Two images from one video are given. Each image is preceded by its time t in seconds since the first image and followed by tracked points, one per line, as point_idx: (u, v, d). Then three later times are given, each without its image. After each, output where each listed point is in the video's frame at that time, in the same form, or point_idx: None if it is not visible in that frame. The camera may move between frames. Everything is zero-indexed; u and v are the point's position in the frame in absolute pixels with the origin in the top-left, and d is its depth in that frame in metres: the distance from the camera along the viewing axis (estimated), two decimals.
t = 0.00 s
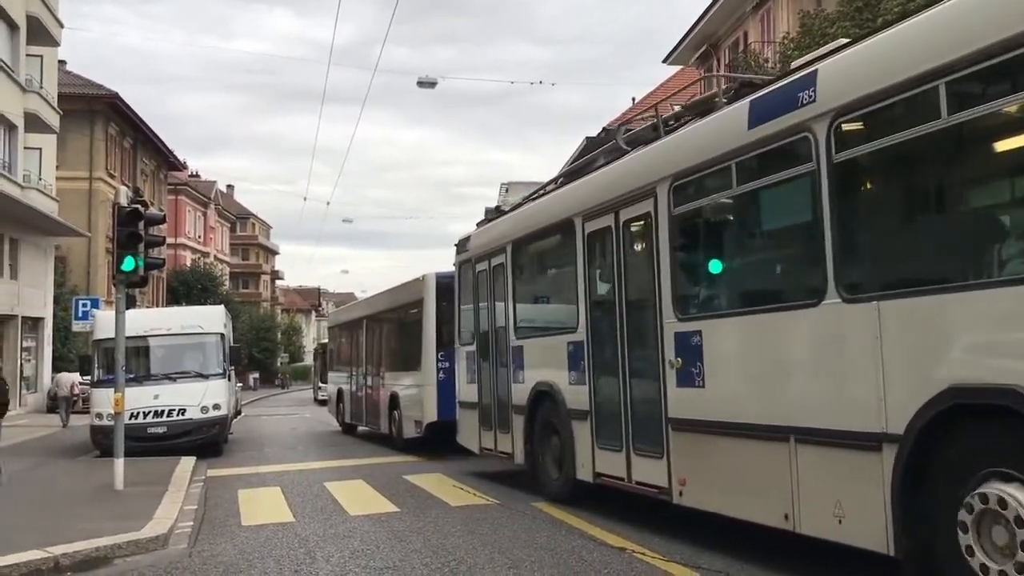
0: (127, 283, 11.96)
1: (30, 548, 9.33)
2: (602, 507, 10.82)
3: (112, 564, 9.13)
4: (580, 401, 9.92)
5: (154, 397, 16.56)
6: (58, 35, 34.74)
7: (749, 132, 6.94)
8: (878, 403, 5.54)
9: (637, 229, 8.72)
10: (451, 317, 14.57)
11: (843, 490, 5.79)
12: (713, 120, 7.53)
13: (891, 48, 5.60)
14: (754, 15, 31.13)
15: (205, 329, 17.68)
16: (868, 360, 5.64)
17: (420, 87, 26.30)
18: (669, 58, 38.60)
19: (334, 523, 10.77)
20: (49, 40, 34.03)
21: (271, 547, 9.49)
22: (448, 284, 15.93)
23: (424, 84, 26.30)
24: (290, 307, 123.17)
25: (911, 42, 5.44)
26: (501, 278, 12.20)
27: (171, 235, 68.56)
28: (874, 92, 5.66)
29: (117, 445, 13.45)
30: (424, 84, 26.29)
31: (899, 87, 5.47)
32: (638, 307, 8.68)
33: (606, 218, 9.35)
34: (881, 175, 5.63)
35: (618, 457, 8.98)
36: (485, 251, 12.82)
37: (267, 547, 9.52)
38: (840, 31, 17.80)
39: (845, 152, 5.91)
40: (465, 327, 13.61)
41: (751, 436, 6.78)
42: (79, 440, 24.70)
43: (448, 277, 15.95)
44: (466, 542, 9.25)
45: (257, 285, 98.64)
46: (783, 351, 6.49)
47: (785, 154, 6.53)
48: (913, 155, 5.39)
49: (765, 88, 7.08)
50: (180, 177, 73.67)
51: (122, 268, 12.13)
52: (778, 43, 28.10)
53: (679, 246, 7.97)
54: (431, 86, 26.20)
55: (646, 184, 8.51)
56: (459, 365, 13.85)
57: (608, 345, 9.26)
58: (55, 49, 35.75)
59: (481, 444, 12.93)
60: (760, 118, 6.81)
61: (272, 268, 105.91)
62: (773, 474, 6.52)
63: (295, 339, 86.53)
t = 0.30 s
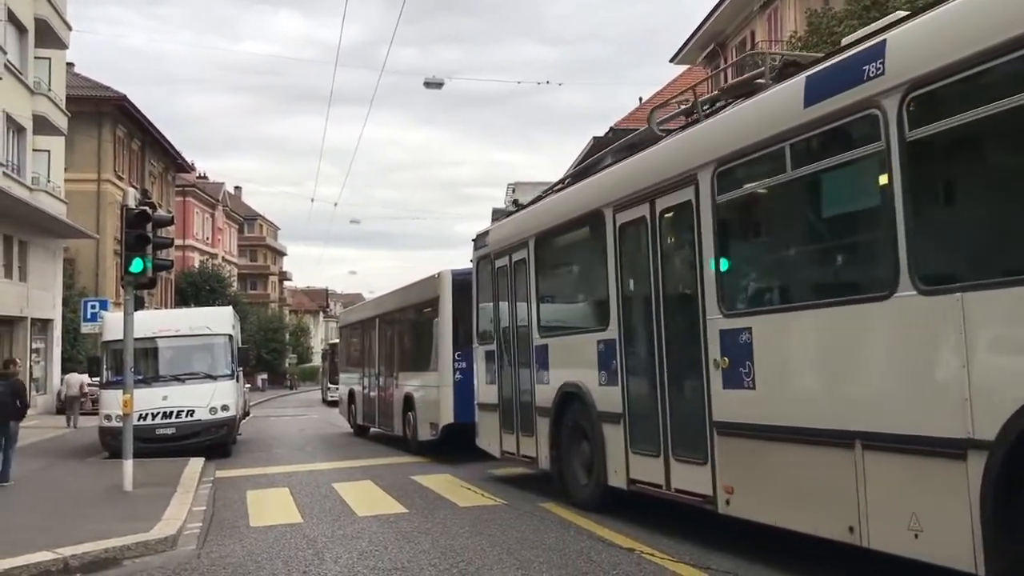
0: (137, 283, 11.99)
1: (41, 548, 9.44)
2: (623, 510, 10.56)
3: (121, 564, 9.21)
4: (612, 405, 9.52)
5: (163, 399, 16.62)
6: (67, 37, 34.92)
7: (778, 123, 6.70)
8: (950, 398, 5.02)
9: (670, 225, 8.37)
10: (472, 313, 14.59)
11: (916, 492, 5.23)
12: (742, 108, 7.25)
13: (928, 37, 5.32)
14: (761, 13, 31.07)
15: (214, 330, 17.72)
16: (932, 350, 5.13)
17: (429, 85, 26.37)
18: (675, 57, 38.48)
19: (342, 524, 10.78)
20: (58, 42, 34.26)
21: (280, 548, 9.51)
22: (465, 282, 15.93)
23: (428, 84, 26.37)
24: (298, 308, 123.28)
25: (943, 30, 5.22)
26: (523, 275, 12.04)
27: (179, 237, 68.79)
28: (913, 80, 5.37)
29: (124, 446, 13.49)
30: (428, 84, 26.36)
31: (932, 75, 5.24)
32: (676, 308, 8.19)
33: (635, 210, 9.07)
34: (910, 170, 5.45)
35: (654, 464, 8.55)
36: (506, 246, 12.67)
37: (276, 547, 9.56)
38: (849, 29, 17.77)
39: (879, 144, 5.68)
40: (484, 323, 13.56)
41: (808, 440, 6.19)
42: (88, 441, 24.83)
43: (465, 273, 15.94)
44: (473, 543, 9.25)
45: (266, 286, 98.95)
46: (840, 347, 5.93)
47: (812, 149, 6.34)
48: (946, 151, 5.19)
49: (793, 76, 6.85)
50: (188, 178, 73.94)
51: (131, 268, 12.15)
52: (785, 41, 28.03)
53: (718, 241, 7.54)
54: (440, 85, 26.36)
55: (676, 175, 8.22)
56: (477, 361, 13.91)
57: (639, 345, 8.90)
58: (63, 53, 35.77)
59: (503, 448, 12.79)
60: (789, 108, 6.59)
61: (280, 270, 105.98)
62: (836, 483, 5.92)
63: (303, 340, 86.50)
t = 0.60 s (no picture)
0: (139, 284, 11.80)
1: (40, 548, 9.23)
2: (646, 520, 9.51)
3: (123, 565, 8.98)
4: (640, 409, 8.50)
5: (165, 399, 16.42)
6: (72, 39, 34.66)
7: (777, 130, 6.46)
8: None
9: (704, 216, 7.46)
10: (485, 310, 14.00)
11: (999, 508, 4.54)
12: (745, 108, 6.92)
13: (910, 58, 5.26)
14: (765, 16, 30.61)
15: (217, 331, 17.54)
16: (1022, 349, 4.43)
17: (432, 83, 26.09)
18: (677, 60, 37.86)
19: (343, 525, 10.58)
20: (62, 43, 34.03)
21: (281, 549, 9.29)
22: (477, 280, 15.49)
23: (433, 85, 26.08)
24: (301, 308, 123.10)
25: None
26: (538, 275, 11.17)
27: (183, 237, 68.58)
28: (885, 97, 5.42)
29: (127, 445, 13.28)
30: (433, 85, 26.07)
31: (905, 90, 5.27)
32: (719, 300, 7.18)
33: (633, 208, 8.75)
34: (891, 174, 5.44)
35: (692, 474, 7.52)
36: (520, 243, 11.83)
37: (278, 548, 9.37)
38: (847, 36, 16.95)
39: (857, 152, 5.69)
40: (498, 321, 12.68)
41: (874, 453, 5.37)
42: (89, 441, 24.64)
43: (476, 272, 15.48)
44: (476, 545, 9.01)
45: (268, 286, 98.77)
46: (902, 343, 5.20)
47: (806, 155, 6.18)
48: (914, 155, 5.25)
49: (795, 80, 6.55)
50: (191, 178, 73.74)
51: (134, 269, 11.95)
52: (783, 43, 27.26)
53: (749, 228, 6.79)
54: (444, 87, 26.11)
55: (680, 179, 7.85)
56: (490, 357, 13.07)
57: (676, 344, 7.87)
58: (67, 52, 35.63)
59: (518, 452, 11.83)
60: (786, 116, 6.35)
61: (283, 269, 105.81)
62: (909, 498, 5.12)
63: (307, 340, 86.27)
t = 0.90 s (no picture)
0: (134, 285, 11.69)
1: (34, 549, 9.12)
2: (670, 529, 8.60)
3: (116, 567, 8.86)
4: (670, 416, 7.50)
5: (159, 400, 16.32)
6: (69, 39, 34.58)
7: (798, 124, 5.92)
8: None
9: (737, 208, 6.63)
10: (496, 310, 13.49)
11: None
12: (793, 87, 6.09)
13: (986, 29, 4.54)
14: (762, 20, 30.28)
15: (212, 333, 17.39)
16: None
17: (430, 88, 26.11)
18: (675, 63, 37.63)
19: (337, 527, 10.50)
20: (59, 42, 33.91)
21: (275, 551, 9.19)
22: (483, 278, 14.37)
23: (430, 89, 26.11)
24: (297, 310, 122.78)
25: None
26: (549, 276, 10.20)
27: (179, 238, 68.30)
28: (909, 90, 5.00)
29: (120, 447, 13.15)
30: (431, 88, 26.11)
31: (933, 83, 4.85)
32: (759, 296, 6.33)
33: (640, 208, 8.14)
34: (950, 162, 4.78)
35: (727, 487, 6.62)
36: (529, 239, 10.83)
37: (271, 550, 9.27)
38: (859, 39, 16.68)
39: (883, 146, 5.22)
40: (507, 323, 11.43)
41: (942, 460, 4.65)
42: (83, 442, 24.52)
43: (481, 270, 14.36)
44: (469, 547, 8.86)
45: (264, 288, 98.48)
46: (973, 338, 4.51)
47: (838, 145, 5.59)
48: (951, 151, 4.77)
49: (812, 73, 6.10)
50: (186, 178, 73.53)
51: (128, 270, 11.83)
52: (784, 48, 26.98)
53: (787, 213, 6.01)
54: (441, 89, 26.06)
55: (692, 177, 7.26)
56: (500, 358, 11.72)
57: (707, 343, 6.98)
58: (63, 53, 35.49)
59: (530, 460, 10.67)
60: (805, 109, 5.87)
61: (280, 271, 105.49)
62: (993, 515, 4.39)
63: (303, 342, 86.04)
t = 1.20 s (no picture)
0: (123, 288, 11.97)
1: (21, 553, 9.35)
2: (699, 543, 7.17)
3: (103, 571, 9.15)
4: (697, 423, 6.30)
5: (149, 404, 16.57)
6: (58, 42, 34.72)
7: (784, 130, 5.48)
8: None
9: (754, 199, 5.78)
10: (492, 316, 13.23)
11: None
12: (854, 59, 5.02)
13: None
14: (752, 24, 30.51)
15: (201, 335, 17.65)
16: None
17: (422, 91, 26.35)
18: (666, 68, 37.83)
19: (326, 531, 10.78)
20: (49, 46, 34.06)
21: (264, 555, 9.46)
22: (485, 277, 13.25)
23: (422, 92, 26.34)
24: (288, 313, 122.72)
25: None
26: (542, 281, 9.00)
27: (169, 241, 68.31)
28: (896, 93, 4.67)
29: (109, 450, 13.45)
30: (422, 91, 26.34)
31: (928, 86, 4.47)
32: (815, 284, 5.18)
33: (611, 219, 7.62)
34: None
35: (762, 499, 5.57)
36: (519, 243, 9.64)
37: (260, 554, 9.55)
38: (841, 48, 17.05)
39: (870, 154, 4.84)
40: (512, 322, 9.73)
41: (994, 473, 4.00)
42: (75, 446, 24.75)
43: (482, 268, 13.22)
44: (460, 552, 9.10)
45: (254, 291, 98.50)
46: None
47: (889, 123, 4.73)
48: (958, 153, 4.34)
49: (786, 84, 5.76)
50: (176, 181, 73.62)
51: (117, 273, 12.10)
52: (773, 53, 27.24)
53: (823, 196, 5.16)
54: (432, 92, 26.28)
55: (659, 187, 6.91)
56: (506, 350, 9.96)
57: (740, 342, 5.86)
58: (53, 56, 35.71)
59: (534, 467, 9.04)
60: (784, 116, 5.49)
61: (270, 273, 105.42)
62: None
63: (293, 344, 86.05)
